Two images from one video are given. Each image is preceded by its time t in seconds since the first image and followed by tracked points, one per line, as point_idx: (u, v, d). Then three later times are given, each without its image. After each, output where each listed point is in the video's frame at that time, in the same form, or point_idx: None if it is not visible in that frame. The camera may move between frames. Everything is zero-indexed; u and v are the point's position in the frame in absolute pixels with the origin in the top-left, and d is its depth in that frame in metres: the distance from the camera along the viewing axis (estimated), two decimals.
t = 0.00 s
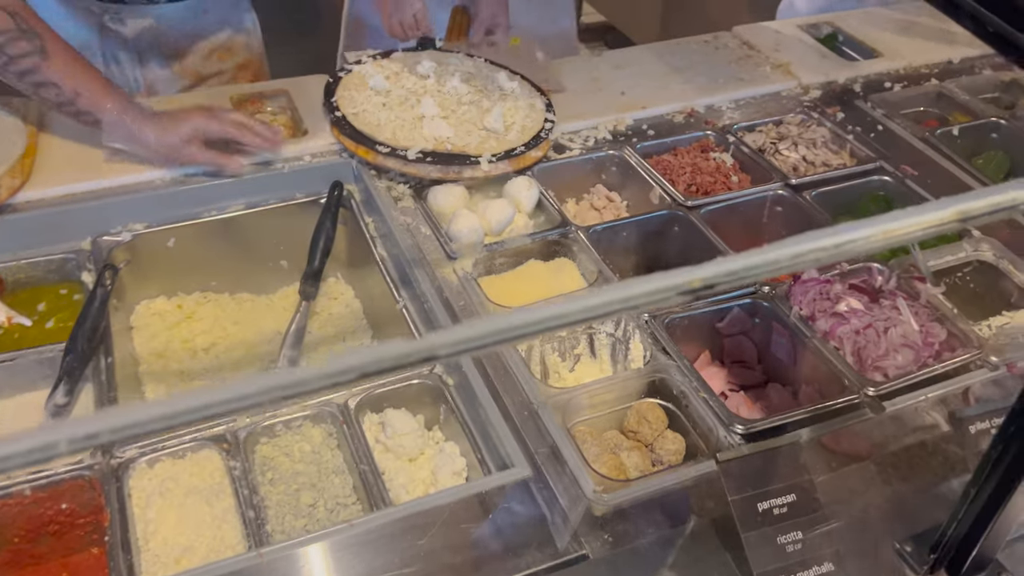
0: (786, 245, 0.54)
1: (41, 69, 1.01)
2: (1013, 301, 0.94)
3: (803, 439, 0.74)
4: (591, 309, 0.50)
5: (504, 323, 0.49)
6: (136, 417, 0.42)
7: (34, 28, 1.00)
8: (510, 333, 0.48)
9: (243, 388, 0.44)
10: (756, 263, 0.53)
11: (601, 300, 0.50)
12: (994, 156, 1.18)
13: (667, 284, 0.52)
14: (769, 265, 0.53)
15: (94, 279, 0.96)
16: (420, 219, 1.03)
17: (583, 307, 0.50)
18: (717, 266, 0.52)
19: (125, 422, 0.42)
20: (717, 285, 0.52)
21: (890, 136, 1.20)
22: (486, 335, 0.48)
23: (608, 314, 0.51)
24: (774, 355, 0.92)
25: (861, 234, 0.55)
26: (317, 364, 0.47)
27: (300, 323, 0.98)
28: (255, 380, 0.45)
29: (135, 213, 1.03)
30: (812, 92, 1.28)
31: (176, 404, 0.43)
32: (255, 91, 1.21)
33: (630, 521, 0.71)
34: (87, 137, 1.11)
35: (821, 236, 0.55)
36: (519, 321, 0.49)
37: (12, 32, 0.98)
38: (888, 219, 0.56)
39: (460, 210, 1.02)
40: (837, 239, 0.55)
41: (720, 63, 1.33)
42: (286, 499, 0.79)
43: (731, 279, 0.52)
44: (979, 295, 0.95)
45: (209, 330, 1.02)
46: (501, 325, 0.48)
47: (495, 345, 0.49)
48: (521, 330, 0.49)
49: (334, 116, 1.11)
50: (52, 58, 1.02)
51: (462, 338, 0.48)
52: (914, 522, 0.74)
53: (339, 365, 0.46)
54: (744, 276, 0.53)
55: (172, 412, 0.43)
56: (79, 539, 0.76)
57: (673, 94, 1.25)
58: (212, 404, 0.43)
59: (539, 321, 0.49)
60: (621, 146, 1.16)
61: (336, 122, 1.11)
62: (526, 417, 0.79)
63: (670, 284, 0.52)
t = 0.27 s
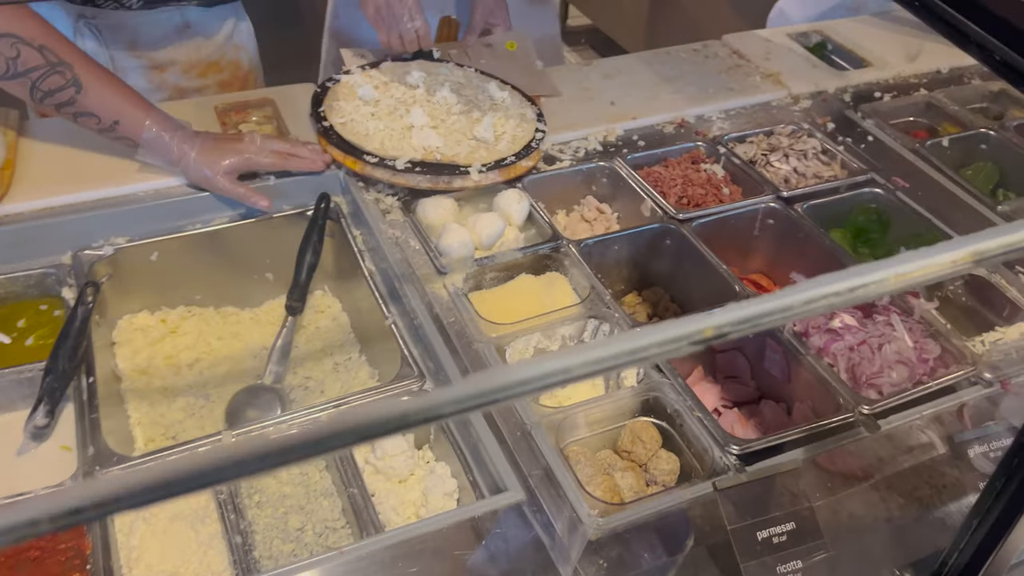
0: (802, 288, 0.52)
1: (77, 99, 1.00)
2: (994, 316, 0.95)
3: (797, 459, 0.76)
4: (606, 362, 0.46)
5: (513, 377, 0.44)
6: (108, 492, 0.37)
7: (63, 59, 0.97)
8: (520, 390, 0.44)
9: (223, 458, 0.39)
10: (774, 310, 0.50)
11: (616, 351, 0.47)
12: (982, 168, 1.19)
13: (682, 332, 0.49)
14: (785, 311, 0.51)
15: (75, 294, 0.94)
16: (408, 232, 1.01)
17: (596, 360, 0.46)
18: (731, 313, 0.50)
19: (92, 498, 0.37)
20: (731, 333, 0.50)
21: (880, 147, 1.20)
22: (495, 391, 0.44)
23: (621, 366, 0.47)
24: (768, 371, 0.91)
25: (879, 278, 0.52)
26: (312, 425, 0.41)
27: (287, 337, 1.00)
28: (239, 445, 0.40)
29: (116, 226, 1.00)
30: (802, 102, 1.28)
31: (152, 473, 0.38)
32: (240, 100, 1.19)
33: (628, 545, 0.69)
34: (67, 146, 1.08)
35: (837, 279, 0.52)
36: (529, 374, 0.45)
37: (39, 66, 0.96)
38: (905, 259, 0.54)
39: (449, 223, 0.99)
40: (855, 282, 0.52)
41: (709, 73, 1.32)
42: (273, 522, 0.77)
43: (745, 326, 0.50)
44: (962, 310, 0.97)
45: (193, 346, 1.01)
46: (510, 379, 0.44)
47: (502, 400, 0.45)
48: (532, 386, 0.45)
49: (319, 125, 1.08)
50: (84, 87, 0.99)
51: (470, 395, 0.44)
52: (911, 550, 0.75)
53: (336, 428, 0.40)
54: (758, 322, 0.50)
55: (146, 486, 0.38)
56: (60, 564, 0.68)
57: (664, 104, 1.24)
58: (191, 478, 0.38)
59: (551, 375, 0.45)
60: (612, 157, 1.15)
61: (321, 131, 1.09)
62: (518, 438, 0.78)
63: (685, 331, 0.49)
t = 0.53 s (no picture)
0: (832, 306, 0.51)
1: (76, 101, 0.97)
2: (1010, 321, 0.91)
3: (804, 470, 0.74)
4: (632, 383, 0.46)
5: (544, 401, 0.44)
6: (120, 527, 0.36)
7: (61, 63, 0.93)
8: (550, 414, 0.44)
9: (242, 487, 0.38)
10: (804, 329, 0.50)
11: (645, 372, 0.46)
12: (984, 171, 1.18)
13: (711, 353, 0.48)
14: (815, 330, 0.50)
15: (68, 297, 0.92)
16: (407, 234, 0.99)
17: (624, 382, 0.46)
18: (761, 333, 0.49)
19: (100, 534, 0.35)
20: (760, 353, 0.49)
21: (882, 150, 1.19)
22: (525, 415, 0.43)
23: (649, 387, 0.47)
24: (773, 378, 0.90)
25: (912, 296, 0.52)
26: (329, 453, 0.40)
27: (283, 340, 0.98)
28: (258, 473, 0.39)
29: (110, 227, 0.98)
30: (804, 104, 1.27)
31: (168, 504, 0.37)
32: (237, 97, 1.17)
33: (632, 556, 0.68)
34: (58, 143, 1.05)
35: (868, 297, 0.52)
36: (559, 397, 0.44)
37: (36, 72, 0.92)
38: (934, 276, 0.54)
39: (449, 226, 0.98)
40: (887, 300, 0.52)
41: (711, 74, 1.31)
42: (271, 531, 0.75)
43: (776, 346, 0.49)
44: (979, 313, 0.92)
45: (188, 349, 1.00)
46: (541, 403, 0.44)
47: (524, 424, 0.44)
48: (562, 410, 0.44)
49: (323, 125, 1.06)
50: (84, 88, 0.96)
51: (497, 419, 0.43)
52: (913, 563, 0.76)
53: (356, 457, 0.40)
54: (788, 341, 0.50)
55: (161, 520, 0.37)
56: None
57: (665, 105, 1.23)
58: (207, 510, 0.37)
59: (577, 399, 0.45)
60: (613, 159, 1.13)
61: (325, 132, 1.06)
62: (522, 447, 0.75)
63: (715, 352, 0.48)
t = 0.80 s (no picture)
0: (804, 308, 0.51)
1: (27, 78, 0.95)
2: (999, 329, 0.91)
3: (790, 471, 0.74)
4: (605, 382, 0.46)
5: (517, 398, 0.44)
6: (85, 517, 0.36)
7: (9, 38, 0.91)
8: (521, 411, 0.44)
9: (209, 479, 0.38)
10: (775, 331, 0.50)
11: (617, 371, 0.46)
12: (978, 174, 1.18)
13: (681, 353, 0.48)
14: (787, 331, 0.50)
15: (54, 289, 0.91)
16: (397, 231, 0.99)
17: (597, 379, 0.45)
18: (732, 333, 0.49)
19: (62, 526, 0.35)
20: (730, 353, 0.49)
21: (876, 152, 1.19)
22: (497, 412, 0.44)
23: (621, 385, 0.47)
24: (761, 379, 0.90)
25: (882, 297, 0.52)
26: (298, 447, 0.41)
27: (271, 336, 0.98)
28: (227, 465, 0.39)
29: (98, 220, 0.98)
30: (798, 104, 1.26)
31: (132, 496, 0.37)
32: (228, 91, 1.16)
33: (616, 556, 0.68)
34: (48, 136, 1.05)
35: (839, 300, 0.51)
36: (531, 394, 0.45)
37: None
38: (908, 279, 0.53)
39: (439, 223, 0.98)
40: (858, 303, 0.51)
41: (706, 74, 1.31)
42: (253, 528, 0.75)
43: (745, 347, 0.49)
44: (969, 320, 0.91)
45: (176, 343, 0.99)
46: (512, 399, 0.44)
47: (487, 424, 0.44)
48: (534, 407, 0.44)
49: (314, 121, 1.06)
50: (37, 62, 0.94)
51: (470, 416, 0.43)
52: (901, 565, 0.74)
53: (327, 450, 0.40)
54: (758, 342, 0.50)
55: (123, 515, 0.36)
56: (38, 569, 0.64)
57: (659, 104, 1.23)
58: (174, 501, 0.37)
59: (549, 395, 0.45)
60: (606, 158, 1.13)
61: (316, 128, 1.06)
62: (507, 445, 0.75)
63: (685, 352, 0.48)
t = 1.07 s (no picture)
0: (769, 297, 0.46)
1: None
2: (987, 330, 0.93)
3: (776, 470, 0.75)
4: (564, 370, 0.42)
5: (461, 383, 0.41)
6: (36, 491, 0.34)
7: None
8: (466, 399, 0.41)
9: (162, 457, 0.36)
10: (735, 321, 0.45)
11: (571, 358, 0.42)
12: (976, 178, 1.18)
13: (638, 341, 0.44)
14: (748, 323, 0.46)
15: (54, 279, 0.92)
16: (394, 226, 1.00)
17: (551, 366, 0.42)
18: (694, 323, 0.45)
19: (24, 497, 0.34)
20: (692, 343, 0.45)
21: (874, 154, 1.19)
22: (441, 398, 0.41)
23: (581, 373, 0.43)
24: (752, 378, 0.90)
25: (853, 291, 0.47)
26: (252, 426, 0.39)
27: (269, 329, 0.99)
28: (172, 444, 0.37)
29: (99, 212, 0.99)
30: (798, 107, 1.27)
31: (83, 473, 0.35)
32: (229, 86, 1.17)
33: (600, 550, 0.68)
34: (52, 130, 1.06)
35: (805, 292, 0.47)
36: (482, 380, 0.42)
37: None
38: (882, 273, 0.48)
39: (435, 219, 0.98)
40: (827, 295, 0.47)
41: (706, 75, 1.31)
42: (244, 516, 0.76)
43: (708, 337, 0.45)
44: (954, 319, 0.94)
45: (174, 335, 1.00)
46: (472, 381, 0.41)
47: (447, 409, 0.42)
48: (482, 394, 0.41)
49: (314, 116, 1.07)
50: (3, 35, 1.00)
51: (416, 402, 0.40)
52: (889, 563, 0.72)
53: (286, 429, 0.38)
54: (720, 332, 0.45)
55: (81, 487, 0.34)
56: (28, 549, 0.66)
57: (658, 105, 1.23)
58: (143, 476, 0.35)
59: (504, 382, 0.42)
60: (604, 157, 1.13)
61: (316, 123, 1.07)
62: (496, 438, 0.77)
63: (642, 340, 0.44)
